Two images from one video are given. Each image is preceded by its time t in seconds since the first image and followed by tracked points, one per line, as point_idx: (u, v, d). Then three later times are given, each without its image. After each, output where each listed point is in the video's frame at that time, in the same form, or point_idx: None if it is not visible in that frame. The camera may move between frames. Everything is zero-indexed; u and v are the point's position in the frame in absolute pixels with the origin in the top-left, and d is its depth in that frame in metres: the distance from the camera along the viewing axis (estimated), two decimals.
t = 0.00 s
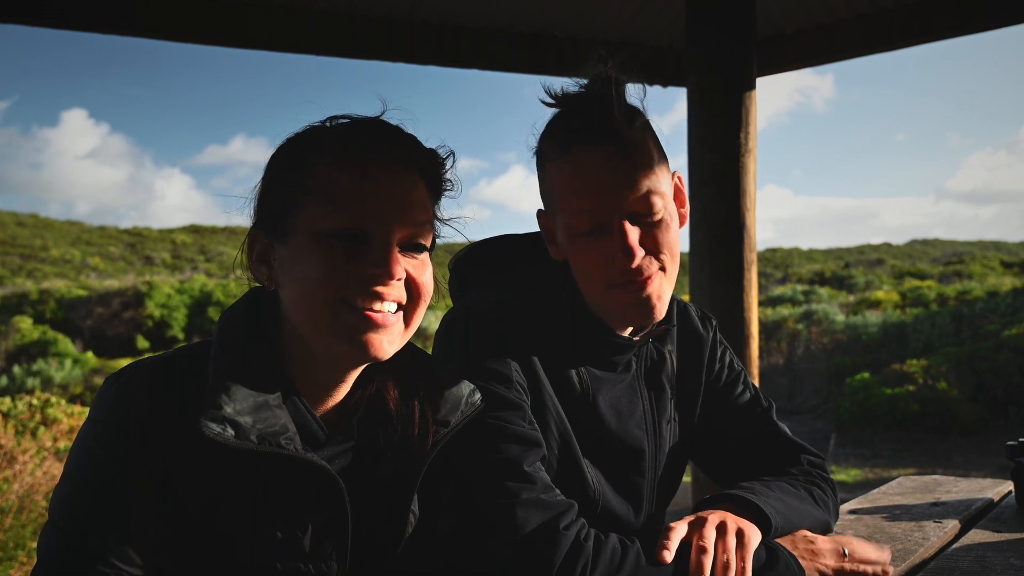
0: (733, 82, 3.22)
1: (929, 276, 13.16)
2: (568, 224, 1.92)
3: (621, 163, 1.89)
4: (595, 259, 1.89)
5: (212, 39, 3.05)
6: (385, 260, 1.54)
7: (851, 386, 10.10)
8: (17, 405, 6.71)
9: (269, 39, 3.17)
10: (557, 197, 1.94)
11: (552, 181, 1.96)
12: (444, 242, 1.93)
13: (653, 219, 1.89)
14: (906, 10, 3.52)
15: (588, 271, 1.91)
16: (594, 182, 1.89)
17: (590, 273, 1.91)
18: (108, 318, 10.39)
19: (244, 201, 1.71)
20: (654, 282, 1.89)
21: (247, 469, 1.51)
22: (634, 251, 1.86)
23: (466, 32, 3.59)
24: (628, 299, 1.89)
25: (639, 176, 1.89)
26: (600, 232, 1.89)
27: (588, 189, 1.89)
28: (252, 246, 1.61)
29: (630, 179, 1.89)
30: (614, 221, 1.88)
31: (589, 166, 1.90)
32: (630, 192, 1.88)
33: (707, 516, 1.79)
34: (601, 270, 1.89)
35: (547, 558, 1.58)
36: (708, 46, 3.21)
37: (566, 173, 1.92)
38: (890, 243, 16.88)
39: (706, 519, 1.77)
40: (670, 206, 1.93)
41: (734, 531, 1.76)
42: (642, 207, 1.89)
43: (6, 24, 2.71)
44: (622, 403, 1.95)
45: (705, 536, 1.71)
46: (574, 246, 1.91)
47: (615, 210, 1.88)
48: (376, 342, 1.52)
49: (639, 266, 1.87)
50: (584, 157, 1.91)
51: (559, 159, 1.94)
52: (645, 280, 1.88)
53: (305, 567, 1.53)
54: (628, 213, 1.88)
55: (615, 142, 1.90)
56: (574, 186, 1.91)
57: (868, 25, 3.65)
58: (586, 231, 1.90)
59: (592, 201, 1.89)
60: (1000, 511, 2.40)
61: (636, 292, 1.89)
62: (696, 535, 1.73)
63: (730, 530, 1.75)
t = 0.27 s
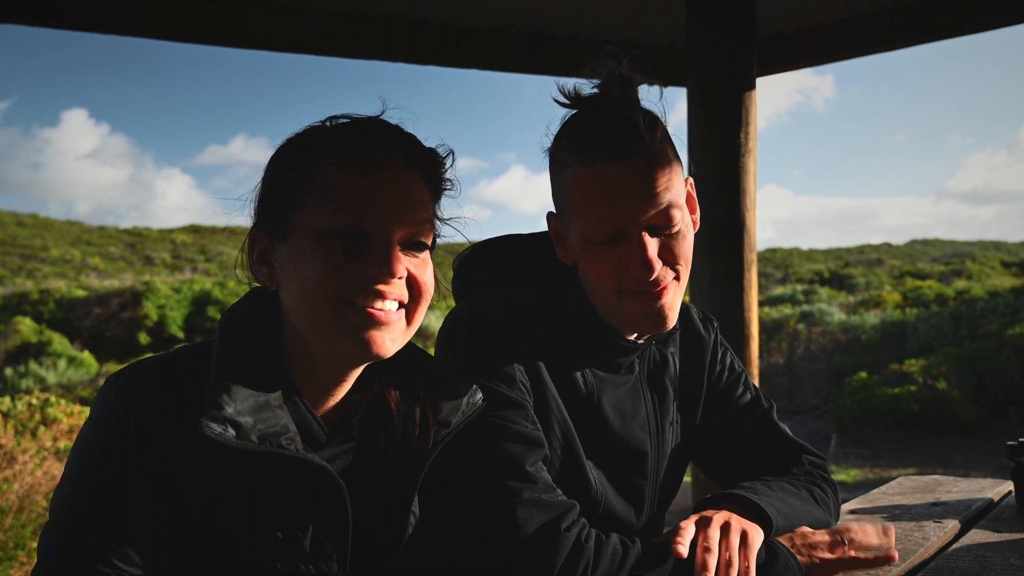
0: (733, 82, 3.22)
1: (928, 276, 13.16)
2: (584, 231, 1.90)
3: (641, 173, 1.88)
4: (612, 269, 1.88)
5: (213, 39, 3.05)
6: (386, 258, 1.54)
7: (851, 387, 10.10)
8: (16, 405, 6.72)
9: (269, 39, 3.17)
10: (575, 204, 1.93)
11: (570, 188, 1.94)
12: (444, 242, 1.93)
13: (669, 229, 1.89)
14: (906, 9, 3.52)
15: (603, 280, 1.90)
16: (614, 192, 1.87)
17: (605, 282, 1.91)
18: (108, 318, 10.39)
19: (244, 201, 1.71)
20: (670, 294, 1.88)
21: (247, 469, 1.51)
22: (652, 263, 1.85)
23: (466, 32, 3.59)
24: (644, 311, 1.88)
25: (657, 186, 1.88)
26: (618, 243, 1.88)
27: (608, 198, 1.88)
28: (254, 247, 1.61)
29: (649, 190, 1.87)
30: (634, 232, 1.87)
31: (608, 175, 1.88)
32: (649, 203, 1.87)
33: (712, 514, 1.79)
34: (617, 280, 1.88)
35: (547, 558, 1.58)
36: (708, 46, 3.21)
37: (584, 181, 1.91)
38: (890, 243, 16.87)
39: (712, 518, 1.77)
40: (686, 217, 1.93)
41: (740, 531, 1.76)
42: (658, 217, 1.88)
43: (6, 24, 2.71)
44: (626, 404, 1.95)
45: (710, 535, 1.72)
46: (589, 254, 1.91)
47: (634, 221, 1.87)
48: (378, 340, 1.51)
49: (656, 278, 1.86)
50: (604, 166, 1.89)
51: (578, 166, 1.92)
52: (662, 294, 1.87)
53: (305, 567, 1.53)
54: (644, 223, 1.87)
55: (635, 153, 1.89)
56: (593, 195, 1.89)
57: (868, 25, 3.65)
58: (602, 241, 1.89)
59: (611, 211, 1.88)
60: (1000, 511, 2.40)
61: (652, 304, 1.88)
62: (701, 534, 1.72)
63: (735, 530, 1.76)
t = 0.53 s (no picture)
0: (733, 82, 3.22)
1: (928, 276, 13.16)
2: (581, 229, 1.91)
3: (639, 172, 1.88)
4: (605, 265, 1.89)
5: (213, 39, 3.05)
6: (390, 261, 1.54)
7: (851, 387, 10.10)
8: (16, 405, 6.72)
9: (269, 39, 3.17)
10: (572, 200, 1.93)
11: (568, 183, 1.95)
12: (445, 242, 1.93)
13: (666, 229, 1.89)
14: (906, 9, 3.52)
15: (598, 278, 1.91)
16: (612, 191, 1.88)
17: (599, 278, 1.91)
18: (108, 318, 10.39)
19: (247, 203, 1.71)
20: (664, 294, 1.89)
21: (249, 470, 1.51)
22: (645, 262, 1.85)
23: (467, 32, 3.59)
24: (637, 309, 1.89)
25: (655, 185, 1.89)
26: (613, 240, 1.88)
27: (604, 195, 1.88)
28: (257, 249, 1.61)
29: (647, 189, 1.88)
30: (630, 231, 1.87)
31: (608, 172, 1.89)
32: (647, 201, 1.88)
33: (714, 516, 1.80)
34: (611, 278, 1.88)
35: (548, 559, 1.58)
36: (708, 46, 3.21)
37: (582, 177, 1.91)
38: (890, 243, 16.86)
39: (714, 520, 1.77)
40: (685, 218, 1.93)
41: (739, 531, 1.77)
42: (656, 217, 1.88)
43: (6, 24, 2.71)
44: (626, 405, 1.95)
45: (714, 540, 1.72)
46: (585, 251, 1.91)
47: (632, 221, 1.87)
48: (383, 345, 1.52)
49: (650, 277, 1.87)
50: (603, 163, 1.90)
51: (577, 162, 1.93)
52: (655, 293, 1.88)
53: (307, 569, 1.53)
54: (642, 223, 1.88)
55: (634, 152, 1.90)
56: (591, 191, 1.90)
57: (868, 25, 3.65)
58: (598, 237, 1.89)
59: (607, 207, 1.88)
60: (1000, 511, 2.40)
61: (645, 302, 1.88)
62: (705, 539, 1.72)
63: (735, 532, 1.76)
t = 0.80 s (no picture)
0: (733, 82, 3.22)
1: (928, 276, 13.16)
2: (571, 210, 1.93)
3: (628, 156, 1.93)
4: (591, 244, 1.90)
5: (213, 39, 3.05)
6: (392, 262, 1.55)
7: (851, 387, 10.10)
8: (16, 405, 6.72)
9: (269, 38, 3.17)
10: (562, 183, 1.96)
11: (558, 168, 1.98)
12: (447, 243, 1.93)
13: (654, 213, 1.92)
14: (906, 10, 3.52)
15: (587, 260, 1.92)
16: (601, 173, 1.91)
17: (587, 260, 1.92)
18: (109, 318, 10.39)
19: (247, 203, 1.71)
20: (650, 273, 1.90)
21: (249, 470, 1.51)
22: (630, 238, 1.87)
23: (466, 31, 3.59)
24: (622, 287, 1.90)
25: (644, 170, 1.93)
26: (599, 219, 1.91)
27: (592, 175, 1.92)
28: (257, 249, 1.61)
29: (636, 174, 1.92)
30: (615, 210, 1.90)
31: (596, 154, 1.93)
32: (633, 183, 1.91)
33: (714, 516, 1.80)
34: (597, 256, 1.90)
35: (548, 558, 1.58)
36: (708, 46, 3.21)
37: (571, 160, 1.95)
38: (890, 243, 16.86)
39: (714, 520, 1.78)
40: (673, 203, 1.96)
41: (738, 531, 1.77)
42: (644, 200, 1.92)
43: (6, 23, 2.71)
44: (624, 404, 1.95)
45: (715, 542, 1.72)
46: (574, 233, 1.93)
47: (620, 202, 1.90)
48: (383, 347, 1.52)
49: (635, 254, 1.88)
50: (592, 145, 1.94)
51: (568, 148, 1.97)
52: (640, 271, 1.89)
53: (307, 569, 1.53)
54: (630, 206, 1.91)
55: (623, 137, 1.94)
56: (579, 173, 1.93)
57: (868, 25, 3.65)
58: (585, 216, 1.92)
59: (595, 187, 1.92)
60: (1000, 511, 2.40)
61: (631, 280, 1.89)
62: (706, 540, 1.72)
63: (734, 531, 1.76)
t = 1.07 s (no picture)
0: (733, 82, 3.22)
1: (928, 276, 13.17)
2: (566, 214, 1.93)
3: (624, 160, 1.92)
4: (584, 250, 1.91)
5: (213, 39, 3.05)
6: (390, 258, 1.55)
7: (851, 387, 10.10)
8: (16, 405, 6.72)
9: (269, 38, 3.17)
10: (558, 186, 1.96)
11: (555, 170, 1.98)
12: (444, 242, 1.92)
13: (650, 218, 1.91)
14: (906, 10, 3.52)
15: (580, 263, 1.92)
16: (598, 177, 1.91)
17: (581, 264, 1.92)
18: (109, 318, 10.39)
19: (244, 203, 1.71)
20: (644, 280, 1.90)
21: (249, 470, 1.51)
22: (623, 246, 1.87)
23: (466, 31, 3.59)
24: (615, 294, 1.90)
25: (640, 175, 1.92)
26: (594, 225, 1.91)
27: (587, 180, 1.92)
28: (253, 251, 1.61)
29: (633, 178, 1.92)
30: (610, 217, 1.90)
31: (593, 158, 1.92)
32: (630, 189, 1.91)
33: (719, 515, 1.80)
34: (589, 262, 1.90)
35: (555, 558, 1.59)
36: (708, 46, 3.21)
37: (569, 163, 1.94)
38: (890, 243, 16.86)
39: (722, 519, 1.78)
40: (670, 209, 1.96)
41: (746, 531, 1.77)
42: (640, 204, 1.91)
43: (6, 24, 2.71)
44: (623, 405, 1.95)
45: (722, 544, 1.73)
46: (569, 236, 1.93)
47: (615, 206, 1.90)
48: (381, 346, 1.52)
49: (628, 262, 1.88)
50: (590, 149, 1.93)
51: (565, 150, 1.96)
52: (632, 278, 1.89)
53: (308, 569, 1.53)
54: (625, 210, 1.91)
55: (619, 139, 1.94)
56: (575, 177, 1.93)
57: (868, 25, 3.65)
58: (580, 221, 1.92)
59: (591, 192, 1.91)
60: (1000, 511, 2.40)
61: (624, 287, 1.89)
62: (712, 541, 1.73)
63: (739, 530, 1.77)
